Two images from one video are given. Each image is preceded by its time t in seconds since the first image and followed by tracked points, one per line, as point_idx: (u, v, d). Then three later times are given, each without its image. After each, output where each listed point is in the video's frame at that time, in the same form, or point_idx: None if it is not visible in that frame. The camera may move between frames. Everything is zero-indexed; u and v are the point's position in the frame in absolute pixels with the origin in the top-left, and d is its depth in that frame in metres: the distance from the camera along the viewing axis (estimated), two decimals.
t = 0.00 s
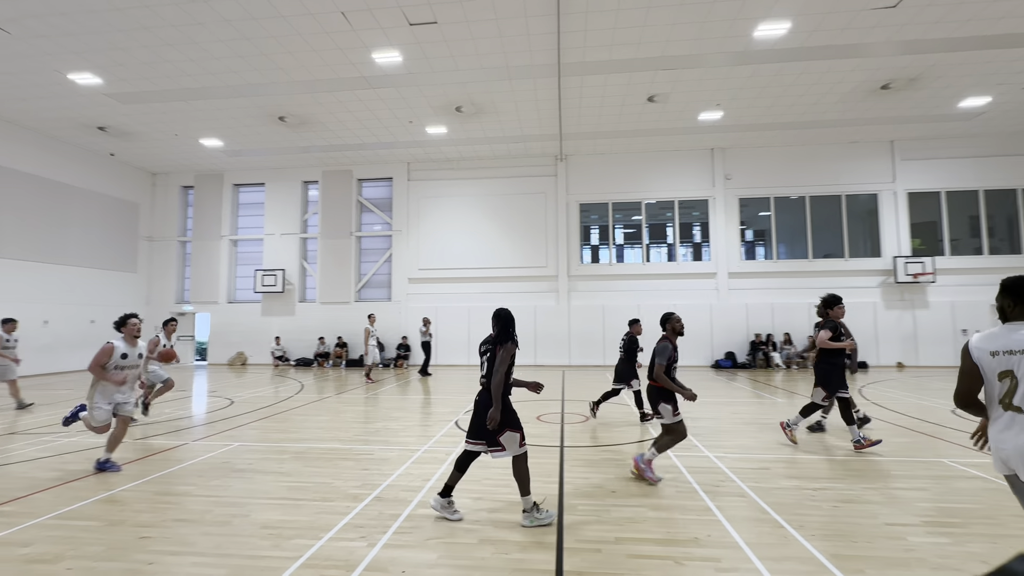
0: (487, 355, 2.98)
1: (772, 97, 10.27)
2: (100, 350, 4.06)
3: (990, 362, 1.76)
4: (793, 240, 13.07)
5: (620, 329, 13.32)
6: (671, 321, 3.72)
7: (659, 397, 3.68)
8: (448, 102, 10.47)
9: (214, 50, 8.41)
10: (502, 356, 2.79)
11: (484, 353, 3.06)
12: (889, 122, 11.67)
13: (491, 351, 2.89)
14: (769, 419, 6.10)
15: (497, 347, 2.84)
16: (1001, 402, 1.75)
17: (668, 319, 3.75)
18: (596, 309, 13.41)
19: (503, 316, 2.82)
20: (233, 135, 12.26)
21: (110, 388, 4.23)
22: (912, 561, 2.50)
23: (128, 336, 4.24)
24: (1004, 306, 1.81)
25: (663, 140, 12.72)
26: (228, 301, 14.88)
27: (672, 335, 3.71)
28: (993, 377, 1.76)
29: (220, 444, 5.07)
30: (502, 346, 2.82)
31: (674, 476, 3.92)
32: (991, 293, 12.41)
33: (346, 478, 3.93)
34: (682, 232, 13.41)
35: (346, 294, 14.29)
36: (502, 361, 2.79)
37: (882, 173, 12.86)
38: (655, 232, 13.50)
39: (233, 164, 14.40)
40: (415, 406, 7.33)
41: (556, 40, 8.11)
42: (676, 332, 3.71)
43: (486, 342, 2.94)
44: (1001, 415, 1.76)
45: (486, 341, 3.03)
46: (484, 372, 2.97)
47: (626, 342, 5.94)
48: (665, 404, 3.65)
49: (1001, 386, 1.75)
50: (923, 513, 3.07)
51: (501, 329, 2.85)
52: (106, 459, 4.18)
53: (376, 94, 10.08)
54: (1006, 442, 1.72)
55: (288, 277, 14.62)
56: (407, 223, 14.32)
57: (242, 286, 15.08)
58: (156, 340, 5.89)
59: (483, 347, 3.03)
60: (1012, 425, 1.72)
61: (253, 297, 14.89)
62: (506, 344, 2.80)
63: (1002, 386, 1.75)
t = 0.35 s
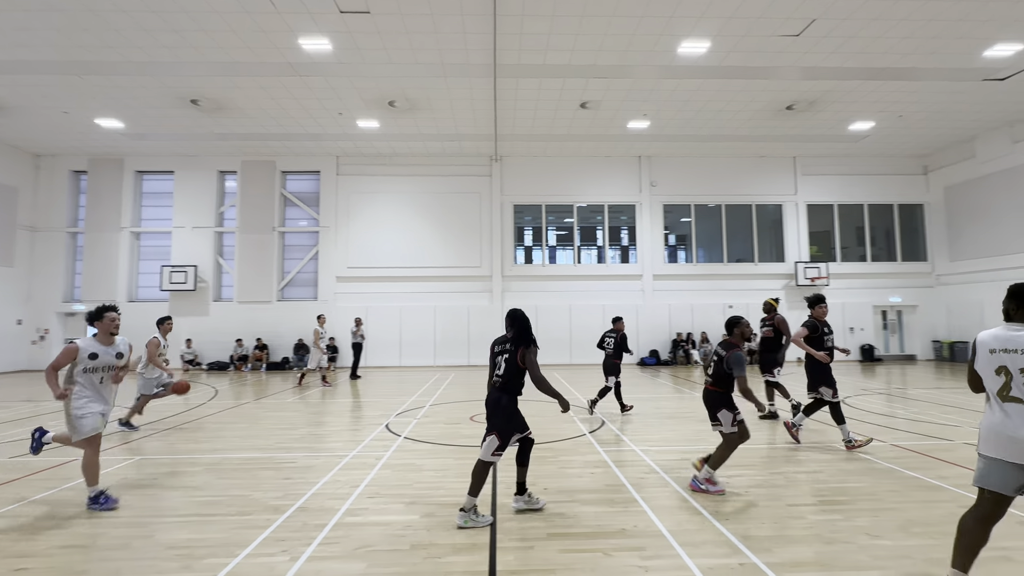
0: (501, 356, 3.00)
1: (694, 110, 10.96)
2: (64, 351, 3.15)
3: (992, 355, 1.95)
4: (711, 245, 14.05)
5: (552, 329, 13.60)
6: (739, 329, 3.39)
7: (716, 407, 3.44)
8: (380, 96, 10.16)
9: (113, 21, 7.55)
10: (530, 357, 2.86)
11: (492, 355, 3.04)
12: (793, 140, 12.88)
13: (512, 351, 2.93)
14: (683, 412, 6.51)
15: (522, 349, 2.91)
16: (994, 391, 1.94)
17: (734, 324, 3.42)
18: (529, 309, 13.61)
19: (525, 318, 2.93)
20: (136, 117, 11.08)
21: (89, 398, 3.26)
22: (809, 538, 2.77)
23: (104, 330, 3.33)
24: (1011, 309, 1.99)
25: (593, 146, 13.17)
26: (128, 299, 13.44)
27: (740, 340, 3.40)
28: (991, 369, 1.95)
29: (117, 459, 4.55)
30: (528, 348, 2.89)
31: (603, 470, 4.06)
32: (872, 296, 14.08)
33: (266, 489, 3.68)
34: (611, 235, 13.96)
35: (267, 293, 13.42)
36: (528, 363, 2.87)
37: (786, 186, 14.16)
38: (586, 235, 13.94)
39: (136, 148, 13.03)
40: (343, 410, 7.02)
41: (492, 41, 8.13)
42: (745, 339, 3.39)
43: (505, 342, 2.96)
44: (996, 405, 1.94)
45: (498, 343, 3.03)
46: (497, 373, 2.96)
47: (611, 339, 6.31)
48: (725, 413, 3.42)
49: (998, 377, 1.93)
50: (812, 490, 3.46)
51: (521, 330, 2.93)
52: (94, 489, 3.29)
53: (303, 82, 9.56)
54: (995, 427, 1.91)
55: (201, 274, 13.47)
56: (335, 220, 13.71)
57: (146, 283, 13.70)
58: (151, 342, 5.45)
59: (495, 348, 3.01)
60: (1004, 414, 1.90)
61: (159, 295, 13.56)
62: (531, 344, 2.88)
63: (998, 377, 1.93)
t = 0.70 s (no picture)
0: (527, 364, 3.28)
1: (625, 118, 11.42)
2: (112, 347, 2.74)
3: (961, 342, 2.39)
4: (640, 248, 14.72)
5: (488, 329, 13.62)
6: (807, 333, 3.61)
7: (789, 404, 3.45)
8: (309, 85, 9.66)
9: None
10: (548, 363, 3.13)
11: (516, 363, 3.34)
12: (714, 151, 13.81)
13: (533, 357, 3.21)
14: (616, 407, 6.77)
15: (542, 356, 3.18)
16: (968, 372, 2.37)
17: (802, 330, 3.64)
18: (466, 309, 13.54)
19: (549, 328, 3.25)
20: (18, 90, 9.74)
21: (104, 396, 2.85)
22: (727, 521, 2.98)
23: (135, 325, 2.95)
24: (979, 303, 2.44)
25: (529, 148, 13.37)
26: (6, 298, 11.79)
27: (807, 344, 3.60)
28: (963, 353, 2.39)
29: None
30: (547, 354, 3.16)
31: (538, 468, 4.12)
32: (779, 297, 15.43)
33: (175, 505, 3.37)
34: (546, 236, 14.22)
35: (180, 291, 12.33)
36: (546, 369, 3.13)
37: (707, 194, 15.16)
38: (521, 235, 14.10)
39: (18, 126, 11.46)
40: (266, 415, 6.59)
41: (429, 36, 7.99)
42: (813, 344, 3.60)
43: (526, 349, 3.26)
44: (968, 380, 2.37)
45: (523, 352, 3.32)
46: (518, 378, 3.24)
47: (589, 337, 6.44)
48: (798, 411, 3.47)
49: (969, 359, 2.37)
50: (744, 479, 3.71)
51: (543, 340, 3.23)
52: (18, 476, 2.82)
53: (221, 64, 8.87)
54: (971, 400, 2.34)
55: (98, 270, 12.11)
56: (259, 214, 12.86)
57: (30, 279, 12.10)
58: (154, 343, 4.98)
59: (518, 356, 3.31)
60: (972, 388, 2.34)
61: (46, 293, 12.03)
62: (551, 352, 3.15)
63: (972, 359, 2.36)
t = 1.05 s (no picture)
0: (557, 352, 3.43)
1: (551, 123, 11.68)
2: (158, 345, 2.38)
3: (883, 340, 2.89)
4: (563, 249, 15.16)
5: (412, 330, 13.31)
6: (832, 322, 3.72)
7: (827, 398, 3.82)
8: (216, 65, 8.85)
9: None
10: (578, 354, 3.24)
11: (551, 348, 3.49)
12: (632, 159, 14.57)
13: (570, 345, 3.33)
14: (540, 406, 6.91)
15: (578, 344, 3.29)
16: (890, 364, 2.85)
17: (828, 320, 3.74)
18: (389, 309, 13.13)
19: (582, 319, 3.28)
20: None
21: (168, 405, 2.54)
22: (643, 510, 3.14)
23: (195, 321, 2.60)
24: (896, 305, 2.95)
25: (456, 147, 13.26)
26: None
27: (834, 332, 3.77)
28: (884, 348, 2.88)
29: None
30: (579, 345, 3.26)
31: (463, 469, 4.08)
32: (689, 298, 16.63)
33: (44, 533, 2.92)
34: (473, 236, 14.19)
35: (54, 289, 10.78)
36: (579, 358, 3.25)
37: (626, 200, 15.96)
38: (447, 235, 13.95)
39: None
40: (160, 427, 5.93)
41: (353, 24, 7.64)
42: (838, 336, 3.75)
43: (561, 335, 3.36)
44: (890, 371, 2.86)
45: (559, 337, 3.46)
46: (553, 363, 3.40)
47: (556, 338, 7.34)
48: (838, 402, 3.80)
49: (889, 354, 2.86)
50: (657, 469, 3.93)
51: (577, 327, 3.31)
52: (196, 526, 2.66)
53: (108, 33, 7.85)
54: (895, 388, 2.82)
55: None
56: (154, 204, 11.58)
57: None
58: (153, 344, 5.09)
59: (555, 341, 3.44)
60: (894, 377, 2.83)
61: None
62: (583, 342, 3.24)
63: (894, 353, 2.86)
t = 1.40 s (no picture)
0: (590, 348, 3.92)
1: (491, 123, 11.69)
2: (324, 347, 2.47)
3: (824, 336, 3.47)
4: (502, 250, 15.25)
5: (345, 331, 12.80)
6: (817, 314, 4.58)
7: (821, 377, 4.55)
8: (123, 40, 8.02)
9: None
10: (609, 347, 3.78)
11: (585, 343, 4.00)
12: (569, 163, 14.93)
13: (600, 341, 3.84)
14: (478, 407, 6.90)
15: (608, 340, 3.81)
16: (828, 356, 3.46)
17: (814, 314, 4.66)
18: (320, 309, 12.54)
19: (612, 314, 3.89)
20: None
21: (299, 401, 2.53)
22: (579, 506, 3.22)
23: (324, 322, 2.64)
24: (841, 307, 3.50)
25: (394, 143, 12.93)
26: None
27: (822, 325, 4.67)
28: (825, 343, 3.47)
29: None
30: (611, 338, 3.79)
31: (398, 473, 3.98)
32: (621, 299, 17.31)
33: None
34: (410, 235, 13.89)
35: None
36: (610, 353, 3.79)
37: (563, 202, 16.33)
38: (383, 233, 13.57)
39: None
40: (51, 440, 5.27)
41: (282, 7, 7.21)
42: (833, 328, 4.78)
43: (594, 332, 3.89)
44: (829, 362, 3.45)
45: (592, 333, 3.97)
46: (588, 358, 3.92)
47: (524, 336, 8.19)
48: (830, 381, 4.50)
49: (829, 347, 3.45)
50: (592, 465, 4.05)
51: (607, 325, 3.85)
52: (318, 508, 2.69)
53: None
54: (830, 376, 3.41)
55: None
56: (45, 190, 10.28)
57: None
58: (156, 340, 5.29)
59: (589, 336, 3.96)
60: (831, 367, 3.42)
61: None
62: (612, 338, 3.78)
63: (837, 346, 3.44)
